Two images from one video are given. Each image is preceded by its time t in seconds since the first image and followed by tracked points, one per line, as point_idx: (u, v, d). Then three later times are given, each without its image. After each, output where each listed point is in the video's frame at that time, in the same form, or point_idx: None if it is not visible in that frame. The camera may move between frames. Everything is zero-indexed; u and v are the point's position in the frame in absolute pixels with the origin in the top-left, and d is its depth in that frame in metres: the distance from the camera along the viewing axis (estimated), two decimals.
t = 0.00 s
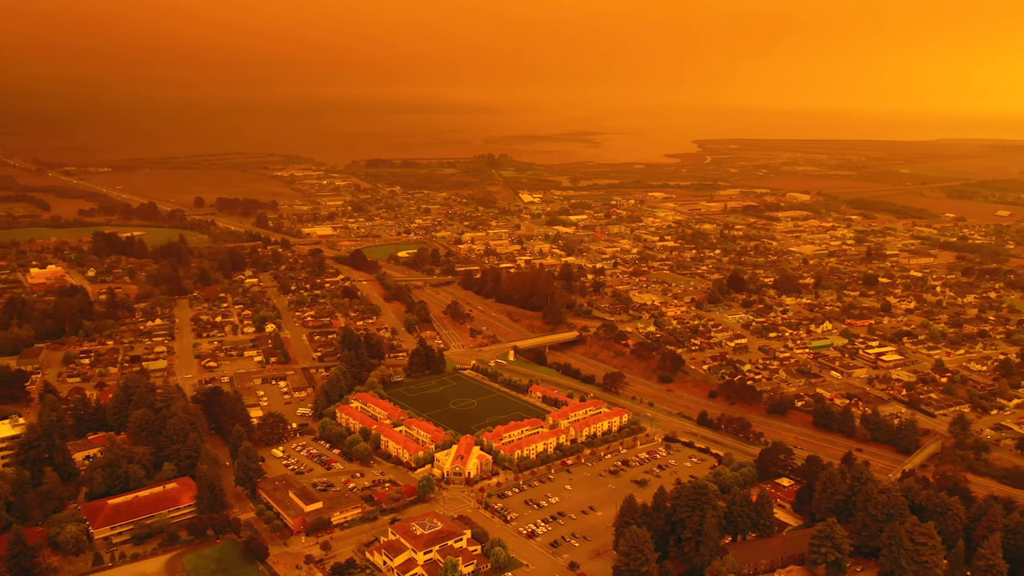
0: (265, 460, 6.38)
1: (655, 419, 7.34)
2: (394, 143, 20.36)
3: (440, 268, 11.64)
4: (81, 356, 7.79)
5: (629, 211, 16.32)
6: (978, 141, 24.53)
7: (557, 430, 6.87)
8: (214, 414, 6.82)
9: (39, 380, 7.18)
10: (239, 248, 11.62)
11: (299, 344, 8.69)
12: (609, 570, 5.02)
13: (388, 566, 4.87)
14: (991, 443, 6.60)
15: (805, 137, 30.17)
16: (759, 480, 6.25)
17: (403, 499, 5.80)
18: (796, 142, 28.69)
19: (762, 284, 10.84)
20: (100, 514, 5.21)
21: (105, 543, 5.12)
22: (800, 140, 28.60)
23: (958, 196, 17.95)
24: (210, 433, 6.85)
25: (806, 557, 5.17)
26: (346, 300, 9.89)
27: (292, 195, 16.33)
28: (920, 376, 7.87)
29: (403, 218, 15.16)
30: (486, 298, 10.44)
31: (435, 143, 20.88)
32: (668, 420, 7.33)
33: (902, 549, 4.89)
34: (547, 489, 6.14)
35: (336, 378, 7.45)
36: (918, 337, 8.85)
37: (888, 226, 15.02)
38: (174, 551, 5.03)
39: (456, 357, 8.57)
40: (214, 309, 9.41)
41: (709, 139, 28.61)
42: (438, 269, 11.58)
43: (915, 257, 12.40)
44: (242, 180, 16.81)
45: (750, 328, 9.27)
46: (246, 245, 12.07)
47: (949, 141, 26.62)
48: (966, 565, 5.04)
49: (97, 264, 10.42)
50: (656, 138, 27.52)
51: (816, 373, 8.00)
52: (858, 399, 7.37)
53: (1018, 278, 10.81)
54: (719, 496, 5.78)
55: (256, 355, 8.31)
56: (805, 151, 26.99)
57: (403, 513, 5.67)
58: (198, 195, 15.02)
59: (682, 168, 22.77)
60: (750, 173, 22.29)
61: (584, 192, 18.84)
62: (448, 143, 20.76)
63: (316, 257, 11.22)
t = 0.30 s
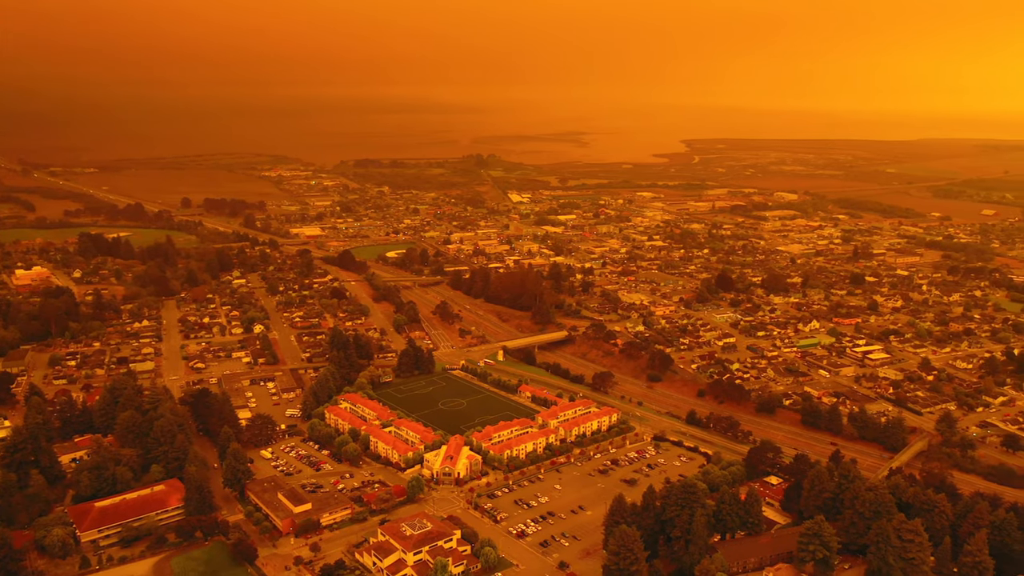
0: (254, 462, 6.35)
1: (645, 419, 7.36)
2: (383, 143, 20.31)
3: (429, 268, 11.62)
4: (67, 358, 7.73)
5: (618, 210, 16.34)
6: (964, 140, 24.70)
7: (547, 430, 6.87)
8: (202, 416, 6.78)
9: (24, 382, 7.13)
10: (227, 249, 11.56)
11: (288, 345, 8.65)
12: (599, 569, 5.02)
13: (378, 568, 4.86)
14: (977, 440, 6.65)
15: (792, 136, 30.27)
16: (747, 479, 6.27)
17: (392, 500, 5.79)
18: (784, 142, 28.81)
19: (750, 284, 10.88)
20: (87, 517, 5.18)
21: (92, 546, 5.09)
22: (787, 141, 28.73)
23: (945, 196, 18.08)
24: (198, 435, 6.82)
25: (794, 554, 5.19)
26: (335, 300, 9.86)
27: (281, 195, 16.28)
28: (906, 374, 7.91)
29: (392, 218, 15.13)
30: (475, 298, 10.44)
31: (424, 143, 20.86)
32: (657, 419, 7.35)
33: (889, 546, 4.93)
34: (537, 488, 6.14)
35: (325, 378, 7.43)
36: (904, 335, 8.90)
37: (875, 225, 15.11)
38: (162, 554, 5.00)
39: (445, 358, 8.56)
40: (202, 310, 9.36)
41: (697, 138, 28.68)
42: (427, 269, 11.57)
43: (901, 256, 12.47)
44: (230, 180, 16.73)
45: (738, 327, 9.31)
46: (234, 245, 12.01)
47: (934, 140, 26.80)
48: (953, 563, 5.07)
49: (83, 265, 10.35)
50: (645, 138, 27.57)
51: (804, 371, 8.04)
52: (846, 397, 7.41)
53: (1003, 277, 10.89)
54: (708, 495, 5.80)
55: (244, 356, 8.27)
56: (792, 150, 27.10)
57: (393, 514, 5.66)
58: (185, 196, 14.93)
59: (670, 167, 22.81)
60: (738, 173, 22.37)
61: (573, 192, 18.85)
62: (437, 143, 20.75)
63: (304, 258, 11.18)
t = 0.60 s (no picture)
0: (241, 464, 6.32)
1: (633, 418, 7.37)
2: (371, 143, 20.25)
3: (417, 268, 11.60)
4: (52, 360, 7.66)
5: (606, 210, 16.37)
6: (948, 140, 24.91)
7: (535, 430, 6.87)
8: (189, 417, 6.74)
9: (8, 385, 7.06)
10: (214, 250, 11.50)
11: (275, 346, 8.62)
12: (588, 569, 5.03)
13: (367, 569, 4.84)
14: (962, 438, 6.71)
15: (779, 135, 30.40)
16: (735, 477, 6.29)
17: (381, 500, 5.77)
18: (770, 142, 28.93)
19: (737, 283, 10.92)
20: (72, 520, 5.13)
21: (78, 549, 5.04)
22: (773, 141, 28.86)
23: (929, 196, 18.22)
24: (185, 437, 6.78)
25: (781, 552, 5.21)
26: (323, 301, 9.83)
27: (268, 195, 16.21)
28: (892, 372, 7.97)
29: (380, 219, 15.08)
30: (463, 298, 10.43)
31: (412, 143, 20.82)
32: (645, 418, 7.37)
33: (875, 543, 4.97)
34: (526, 488, 6.14)
35: (313, 379, 7.40)
36: (890, 334, 8.96)
37: (861, 224, 15.20)
38: (148, 557, 4.97)
39: (433, 358, 8.55)
40: (188, 311, 9.31)
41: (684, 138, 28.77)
42: (415, 270, 11.55)
43: (887, 255, 12.55)
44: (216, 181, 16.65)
45: (725, 326, 9.34)
46: (221, 246, 11.95)
47: (919, 140, 27.00)
48: (938, 560, 5.12)
49: (68, 267, 10.26)
50: (632, 138, 27.62)
51: (790, 370, 8.08)
52: (832, 396, 7.45)
53: (987, 275, 10.99)
54: (697, 493, 5.82)
55: (231, 358, 8.23)
56: (778, 150, 27.23)
57: (382, 515, 5.64)
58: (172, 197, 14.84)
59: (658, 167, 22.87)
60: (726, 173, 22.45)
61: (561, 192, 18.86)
62: (425, 143, 20.71)
63: (292, 259, 11.14)
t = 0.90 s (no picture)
0: (225, 466, 6.28)
1: (618, 417, 7.39)
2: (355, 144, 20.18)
3: (402, 269, 11.57)
4: (33, 363, 7.58)
5: (591, 210, 16.40)
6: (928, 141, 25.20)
7: (520, 430, 6.87)
8: (172, 420, 6.69)
9: None
10: (197, 251, 11.42)
11: (259, 347, 8.57)
12: (574, 568, 5.03)
13: (352, 570, 4.83)
14: (943, 434, 6.77)
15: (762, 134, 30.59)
16: (719, 475, 6.32)
17: (366, 502, 5.75)
18: (753, 142, 29.09)
19: (721, 282, 10.96)
20: (54, 525, 5.08)
21: (59, 554, 4.99)
22: (756, 141, 29.02)
23: (911, 195, 18.39)
24: (168, 439, 6.72)
25: (766, 550, 5.24)
26: (307, 301, 9.79)
27: (252, 196, 16.12)
28: (874, 370, 8.03)
29: (365, 219, 15.03)
30: (448, 298, 10.41)
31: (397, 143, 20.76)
32: (630, 417, 7.38)
33: (858, 539, 5.01)
34: (511, 488, 6.14)
35: (297, 381, 7.36)
36: (872, 332, 9.03)
37: (843, 223, 15.32)
38: (131, 561, 4.93)
39: (418, 358, 8.53)
40: (171, 313, 9.24)
41: (669, 138, 28.89)
42: (399, 270, 11.52)
43: (869, 253, 12.65)
44: (200, 182, 16.54)
45: (710, 325, 9.38)
46: (204, 248, 11.86)
47: (899, 140, 27.26)
48: (920, 556, 5.18)
49: (48, 268, 10.16)
50: (616, 138, 27.68)
51: (774, 368, 8.13)
52: (816, 394, 7.50)
53: (967, 274, 11.11)
54: (682, 492, 5.84)
55: (215, 360, 8.18)
56: (761, 150, 27.40)
57: (367, 517, 5.62)
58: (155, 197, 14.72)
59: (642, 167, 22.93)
60: (710, 172, 22.56)
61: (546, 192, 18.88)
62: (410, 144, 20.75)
63: (276, 260, 11.08)
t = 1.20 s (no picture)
0: (207, 468, 6.23)
1: (601, 416, 7.40)
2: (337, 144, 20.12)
3: (384, 269, 11.53)
4: (9, 366, 7.48)
5: (573, 210, 16.42)
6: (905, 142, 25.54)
7: (504, 429, 6.87)
8: (152, 422, 6.63)
9: None
10: (177, 253, 11.31)
11: (240, 349, 8.51)
12: (557, 568, 5.04)
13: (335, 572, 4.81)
14: (921, 431, 6.84)
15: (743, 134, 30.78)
16: (702, 473, 6.34)
17: (349, 503, 5.73)
18: (734, 141, 29.26)
19: (702, 281, 11.01)
20: (32, 530, 5.02)
21: (38, 559, 4.93)
22: (737, 140, 29.21)
23: (889, 194, 18.60)
24: (148, 442, 6.66)
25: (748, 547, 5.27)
26: (288, 303, 9.73)
27: (234, 197, 16.01)
28: (854, 367, 8.10)
29: (346, 220, 14.97)
30: (431, 298, 10.39)
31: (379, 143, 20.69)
32: (613, 416, 7.40)
33: (839, 536, 5.05)
34: (495, 488, 6.14)
35: (279, 382, 7.31)
36: (852, 330, 9.11)
37: (823, 222, 15.44)
38: (112, 565, 4.88)
39: (401, 359, 8.51)
40: (151, 315, 9.16)
41: (651, 138, 29.00)
42: (382, 271, 11.48)
43: (848, 252, 12.76)
44: (180, 182, 16.40)
45: (691, 324, 9.42)
46: (184, 249, 11.76)
47: (877, 141, 27.57)
48: (900, 551, 5.22)
49: (25, 271, 10.03)
50: (599, 138, 27.73)
51: (756, 367, 8.18)
52: (796, 392, 7.55)
53: (945, 272, 11.24)
54: (664, 491, 5.86)
55: (196, 361, 8.11)
56: (742, 149, 27.57)
57: (350, 518, 5.60)
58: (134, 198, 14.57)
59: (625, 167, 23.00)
60: (692, 172, 22.67)
61: (529, 192, 18.88)
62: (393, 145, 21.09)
63: (257, 261, 11.01)
